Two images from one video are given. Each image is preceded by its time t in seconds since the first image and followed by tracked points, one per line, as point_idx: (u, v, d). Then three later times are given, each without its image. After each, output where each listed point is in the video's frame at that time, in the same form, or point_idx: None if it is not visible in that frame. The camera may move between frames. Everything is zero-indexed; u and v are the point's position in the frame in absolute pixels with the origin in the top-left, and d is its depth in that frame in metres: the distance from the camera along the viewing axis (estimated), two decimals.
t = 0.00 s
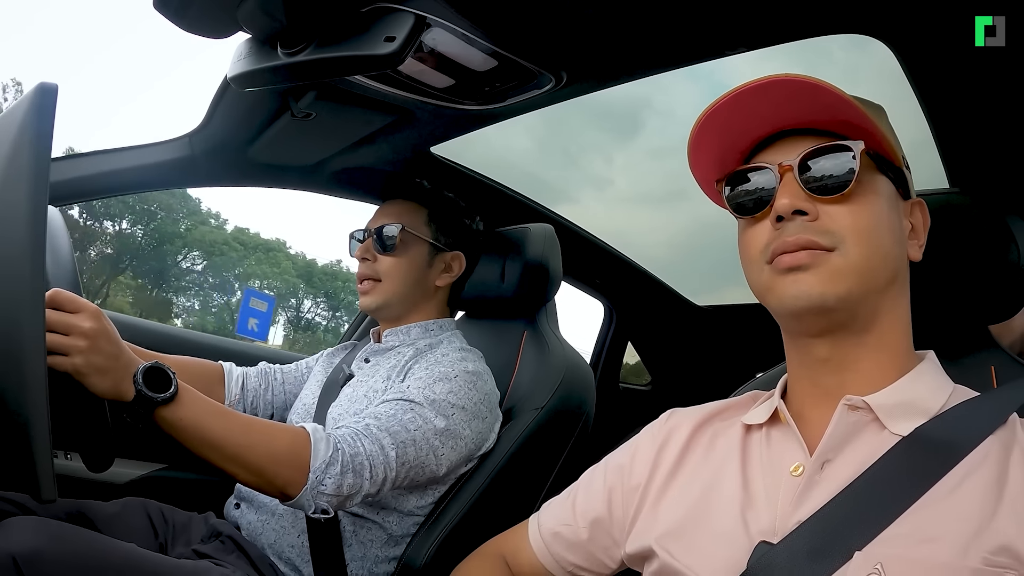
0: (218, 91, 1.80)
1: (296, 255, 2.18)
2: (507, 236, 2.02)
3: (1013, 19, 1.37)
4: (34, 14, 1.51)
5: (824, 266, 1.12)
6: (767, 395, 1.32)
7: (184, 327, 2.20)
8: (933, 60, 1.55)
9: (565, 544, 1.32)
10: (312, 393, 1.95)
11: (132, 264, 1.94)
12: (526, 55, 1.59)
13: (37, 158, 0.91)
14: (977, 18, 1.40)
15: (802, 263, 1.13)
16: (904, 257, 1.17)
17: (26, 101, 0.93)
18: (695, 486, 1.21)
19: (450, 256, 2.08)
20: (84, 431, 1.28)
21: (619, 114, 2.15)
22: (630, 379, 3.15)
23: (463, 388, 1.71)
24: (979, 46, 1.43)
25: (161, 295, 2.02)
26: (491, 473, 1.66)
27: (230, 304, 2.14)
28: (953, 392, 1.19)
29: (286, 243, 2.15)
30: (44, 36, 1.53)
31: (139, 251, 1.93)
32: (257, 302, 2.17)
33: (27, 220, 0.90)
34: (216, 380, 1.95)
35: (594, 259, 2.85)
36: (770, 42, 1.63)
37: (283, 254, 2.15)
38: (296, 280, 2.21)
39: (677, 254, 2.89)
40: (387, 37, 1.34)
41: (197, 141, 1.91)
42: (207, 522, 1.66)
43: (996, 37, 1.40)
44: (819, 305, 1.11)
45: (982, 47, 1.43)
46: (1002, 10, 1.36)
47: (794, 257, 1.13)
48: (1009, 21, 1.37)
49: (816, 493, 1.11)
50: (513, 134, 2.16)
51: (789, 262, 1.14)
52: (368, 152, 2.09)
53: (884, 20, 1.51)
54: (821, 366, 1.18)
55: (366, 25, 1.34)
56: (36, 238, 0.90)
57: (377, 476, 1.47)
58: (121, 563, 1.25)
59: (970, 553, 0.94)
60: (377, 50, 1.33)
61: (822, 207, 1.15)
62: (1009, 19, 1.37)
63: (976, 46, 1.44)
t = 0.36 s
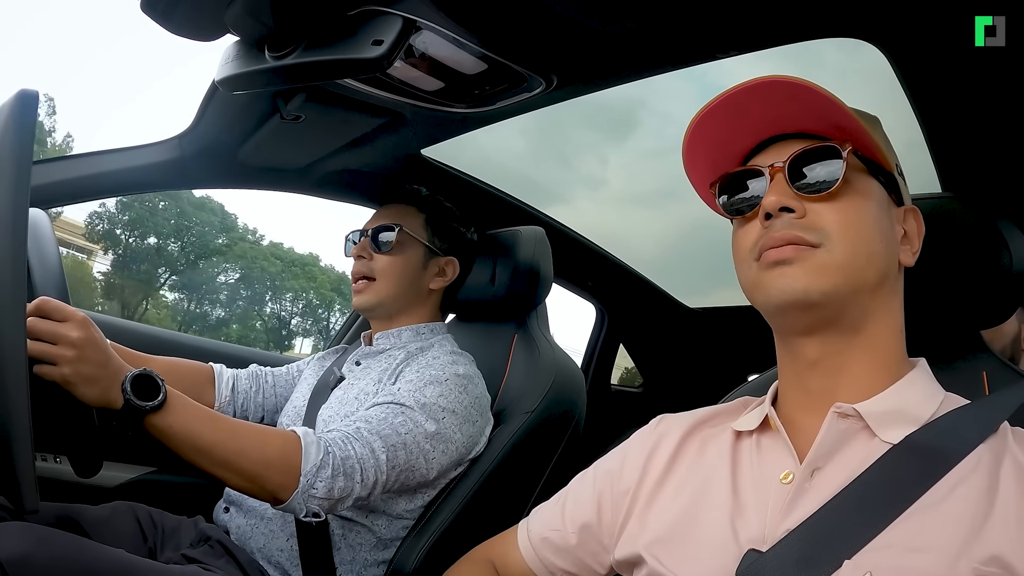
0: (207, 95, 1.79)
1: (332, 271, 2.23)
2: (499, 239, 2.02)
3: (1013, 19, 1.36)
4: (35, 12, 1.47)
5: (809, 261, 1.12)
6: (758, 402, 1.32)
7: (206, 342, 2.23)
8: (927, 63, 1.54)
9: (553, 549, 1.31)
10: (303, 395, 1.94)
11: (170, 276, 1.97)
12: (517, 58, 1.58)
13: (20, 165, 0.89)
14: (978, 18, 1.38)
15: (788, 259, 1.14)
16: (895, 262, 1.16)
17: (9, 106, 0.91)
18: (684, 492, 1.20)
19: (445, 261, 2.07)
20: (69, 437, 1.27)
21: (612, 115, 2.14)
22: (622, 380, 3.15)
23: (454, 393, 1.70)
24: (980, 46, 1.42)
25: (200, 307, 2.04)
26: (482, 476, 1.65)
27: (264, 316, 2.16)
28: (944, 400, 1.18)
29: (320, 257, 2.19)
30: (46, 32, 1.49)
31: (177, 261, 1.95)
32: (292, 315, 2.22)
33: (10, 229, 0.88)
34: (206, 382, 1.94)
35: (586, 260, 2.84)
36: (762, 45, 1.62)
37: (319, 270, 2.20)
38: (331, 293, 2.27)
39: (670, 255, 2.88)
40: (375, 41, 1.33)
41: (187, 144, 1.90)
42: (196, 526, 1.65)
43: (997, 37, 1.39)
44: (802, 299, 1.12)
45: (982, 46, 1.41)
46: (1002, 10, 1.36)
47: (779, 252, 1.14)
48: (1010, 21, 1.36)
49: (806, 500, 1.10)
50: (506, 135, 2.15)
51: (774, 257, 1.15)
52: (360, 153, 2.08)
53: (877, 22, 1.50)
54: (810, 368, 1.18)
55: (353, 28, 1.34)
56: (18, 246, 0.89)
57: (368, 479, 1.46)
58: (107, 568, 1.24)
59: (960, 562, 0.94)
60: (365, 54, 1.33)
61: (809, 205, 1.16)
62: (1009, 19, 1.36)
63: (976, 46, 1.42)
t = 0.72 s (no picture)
0: (199, 95, 1.79)
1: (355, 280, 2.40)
2: (489, 239, 2.03)
3: (1013, 19, 1.34)
4: (35, 13, 1.49)
5: (796, 258, 1.14)
6: (744, 402, 1.33)
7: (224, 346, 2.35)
8: (915, 63, 1.55)
9: (543, 548, 1.32)
10: (295, 395, 1.95)
11: (212, 290, 2.09)
12: (508, 60, 1.59)
13: (14, 170, 0.90)
14: (977, 18, 1.37)
15: (774, 256, 1.15)
16: (881, 264, 1.17)
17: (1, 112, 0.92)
18: (672, 492, 1.21)
19: (434, 261, 2.08)
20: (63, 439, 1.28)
21: (604, 115, 2.14)
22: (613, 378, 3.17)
23: (442, 394, 1.71)
24: (979, 46, 1.42)
25: (241, 317, 2.16)
26: (472, 477, 1.66)
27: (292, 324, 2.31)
28: (929, 401, 1.19)
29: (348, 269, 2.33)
30: (44, 35, 1.51)
31: (220, 279, 2.07)
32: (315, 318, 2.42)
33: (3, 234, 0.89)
34: (198, 383, 1.96)
35: (578, 260, 2.86)
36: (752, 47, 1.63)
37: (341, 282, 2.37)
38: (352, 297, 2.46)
39: (663, 255, 2.90)
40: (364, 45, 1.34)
41: (178, 146, 1.88)
42: (189, 526, 1.66)
43: (997, 37, 1.38)
44: (787, 295, 1.13)
45: (981, 46, 1.42)
46: (1002, 10, 1.33)
47: (766, 249, 1.16)
48: (1009, 20, 1.34)
49: (791, 500, 1.11)
50: (498, 136, 2.16)
51: (761, 254, 1.16)
52: (350, 155, 2.08)
53: (865, 23, 1.50)
54: (796, 367, 1.20)
55: (342, 32, 1.35)
56: (12, 251, 0.90)
57: (359, 484, 1.47)
58: (101, 568, 1.25)
59: (943, 561, 0.95)
60: (354, 58, 1.33)
61: (797, 203, 1.17)
62: (1009, 19, 1.34)
63: (976, 46, 1.43)
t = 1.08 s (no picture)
0: (193, 91, 1.78)
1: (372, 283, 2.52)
2: (484, 236, 2.00)
3: (1013, 19, 1.34)
4: (35, 12, 1.47)
5: (789, 249, 1.14)
6: (742, 396, 1.32)
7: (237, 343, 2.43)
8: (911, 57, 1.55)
9: (541, 543, 1.31)
10: (290, 393, 1.93)
11: (248, 302, 2.12)
12: (504, 55, 1.59)
13: (8, 160, 0.89)
14: (978, 19, 1.37)
15: (766, 248, 1.15)
16: (875, 254, 1.17)
17: None
18: (672, 486, 1.21)
19: (431, 260, 2.06)
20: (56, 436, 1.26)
21: (599, 112, 2.14)
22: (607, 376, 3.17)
23: (440, 391, 1.70)
24: (980, 46, 1.42)
25: (276, 328, 2.22)
26: (470, 474, 1.65)
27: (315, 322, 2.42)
28: (928, 390, 1.19)
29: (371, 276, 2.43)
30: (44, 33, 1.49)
31: (260, 293, 2.12)
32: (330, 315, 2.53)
33: None
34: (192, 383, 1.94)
35: (571, 258, 2.86)
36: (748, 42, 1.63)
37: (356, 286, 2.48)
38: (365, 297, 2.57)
39: (658, 254, 2.90)
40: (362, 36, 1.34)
41: (172, 141, 1.87)
42: (183, 525, 1.64)
43: (997, 37, 1.38)
44: (781, 286, 1.13)
45: (982, 47, 1.41)
46: (1003, 10, 1.34)
47: (758, 240, 1.16)
48: (1009, 21, 1.35)
49: (791, 492, 1.11)
50: (494, 134, 2.16)
51: (753, 246, 1.16)
52: (345, 151, 2.08)
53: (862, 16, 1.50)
54: (791, 358, 1.20)
55: (340, 23, 1.35)
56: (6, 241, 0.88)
57: (356, 478, 1.46)
58: (94, 567, 1.23)
59: (946, 551, 0.94)
60: (352, 49, 1.33)
61: (788, 196, 1.18)
62: (1009, 19, 1.34)
63: (977, 46, 1.42)
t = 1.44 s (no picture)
0: (183, 92, 1.78)
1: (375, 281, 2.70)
2: (472, 236, 2.02)
3: (1013, 19, 1.31)
4: (35, 13, 1.48)
5: (778, 254, 1.13)
6: (732, 402, 1.32)
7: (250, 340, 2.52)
8: (903, 60, 1.54)
9: (529, 548, 1.31)
10: (279, 397, 1.92)
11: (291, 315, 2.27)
12: (494, 59, 1.58)
13: None
14: (977, 18, 1.34)
15: (757, 251, 1.15)
16: (865, 259, 1.17)
17: None
18: (659, 492, 1.20)
19: (422, 262, 2.07)
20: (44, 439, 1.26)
21: (591, 113, 2.13)
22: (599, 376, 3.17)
23: (428, 388, 1.70)
24: (979, 46, 1.39)
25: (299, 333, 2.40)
26: (459, 475, 1.66)
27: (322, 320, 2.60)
28: (917, 400, 1.19)
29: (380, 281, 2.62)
30: (46, 33, 1.50)
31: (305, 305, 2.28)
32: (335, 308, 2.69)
33: None
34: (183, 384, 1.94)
35: (563, 259, 2.85)
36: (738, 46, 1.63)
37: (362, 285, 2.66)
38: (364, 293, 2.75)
39: (651, 254, 2.89)
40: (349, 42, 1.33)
41: (162, 144, 1.87)
42: (174, 528, 1.64)
43: (996, 37, 1.35)
44: (770, 291, 1.12)
45: (981, 46, 1.39)
46: (1002, 10, 1.31)
47: (749, 244, 1.15)
48: (1009, 21, 1.32)
49: (778, 500, 1.10)
50: (486, 134, 2.15)
51: (744, 250, 1.16)
52: (336, 153, 2.07)
53: (854, 19, 1.49)
54: (781, 363, 1.19)
55: (326, 29, 1.35)
56: None
57: (342, 470, 1.46)
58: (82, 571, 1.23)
59: (931, 560, 0.94)
60: (339, 55, 1.33)
61: (781, 201, 1.17)
62: (1009, 19, 1.31)
63: (976, 46, 1.40)
